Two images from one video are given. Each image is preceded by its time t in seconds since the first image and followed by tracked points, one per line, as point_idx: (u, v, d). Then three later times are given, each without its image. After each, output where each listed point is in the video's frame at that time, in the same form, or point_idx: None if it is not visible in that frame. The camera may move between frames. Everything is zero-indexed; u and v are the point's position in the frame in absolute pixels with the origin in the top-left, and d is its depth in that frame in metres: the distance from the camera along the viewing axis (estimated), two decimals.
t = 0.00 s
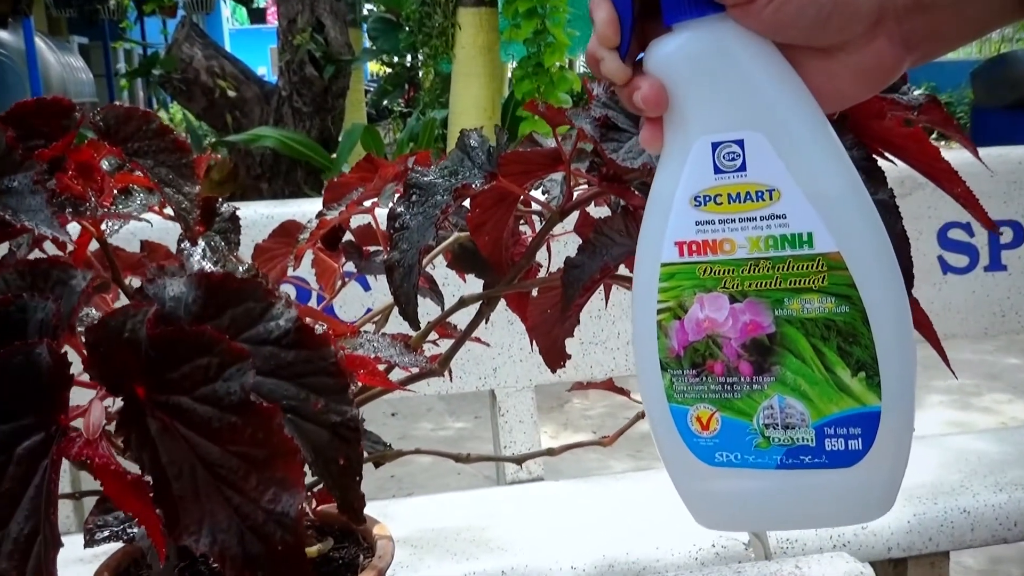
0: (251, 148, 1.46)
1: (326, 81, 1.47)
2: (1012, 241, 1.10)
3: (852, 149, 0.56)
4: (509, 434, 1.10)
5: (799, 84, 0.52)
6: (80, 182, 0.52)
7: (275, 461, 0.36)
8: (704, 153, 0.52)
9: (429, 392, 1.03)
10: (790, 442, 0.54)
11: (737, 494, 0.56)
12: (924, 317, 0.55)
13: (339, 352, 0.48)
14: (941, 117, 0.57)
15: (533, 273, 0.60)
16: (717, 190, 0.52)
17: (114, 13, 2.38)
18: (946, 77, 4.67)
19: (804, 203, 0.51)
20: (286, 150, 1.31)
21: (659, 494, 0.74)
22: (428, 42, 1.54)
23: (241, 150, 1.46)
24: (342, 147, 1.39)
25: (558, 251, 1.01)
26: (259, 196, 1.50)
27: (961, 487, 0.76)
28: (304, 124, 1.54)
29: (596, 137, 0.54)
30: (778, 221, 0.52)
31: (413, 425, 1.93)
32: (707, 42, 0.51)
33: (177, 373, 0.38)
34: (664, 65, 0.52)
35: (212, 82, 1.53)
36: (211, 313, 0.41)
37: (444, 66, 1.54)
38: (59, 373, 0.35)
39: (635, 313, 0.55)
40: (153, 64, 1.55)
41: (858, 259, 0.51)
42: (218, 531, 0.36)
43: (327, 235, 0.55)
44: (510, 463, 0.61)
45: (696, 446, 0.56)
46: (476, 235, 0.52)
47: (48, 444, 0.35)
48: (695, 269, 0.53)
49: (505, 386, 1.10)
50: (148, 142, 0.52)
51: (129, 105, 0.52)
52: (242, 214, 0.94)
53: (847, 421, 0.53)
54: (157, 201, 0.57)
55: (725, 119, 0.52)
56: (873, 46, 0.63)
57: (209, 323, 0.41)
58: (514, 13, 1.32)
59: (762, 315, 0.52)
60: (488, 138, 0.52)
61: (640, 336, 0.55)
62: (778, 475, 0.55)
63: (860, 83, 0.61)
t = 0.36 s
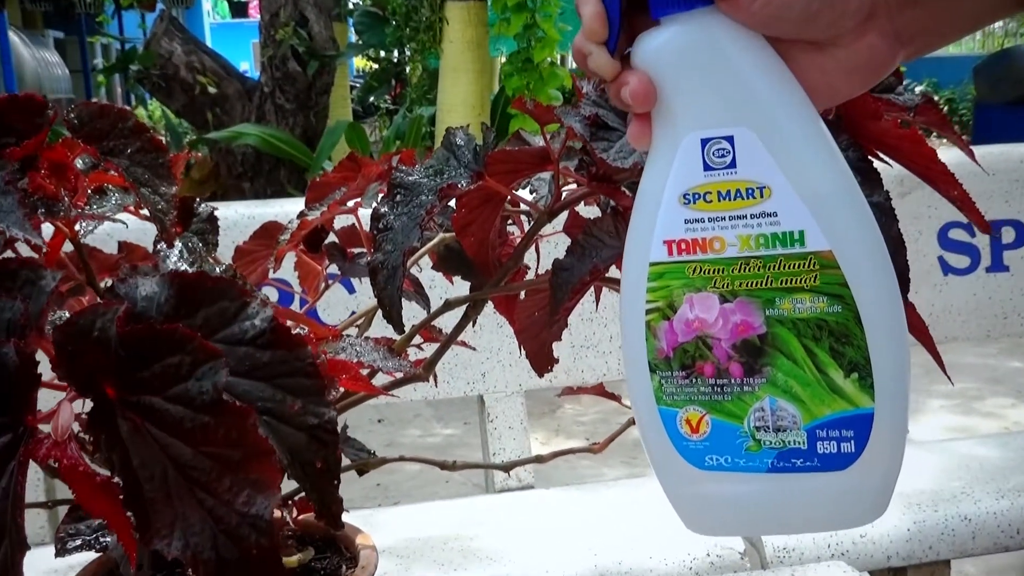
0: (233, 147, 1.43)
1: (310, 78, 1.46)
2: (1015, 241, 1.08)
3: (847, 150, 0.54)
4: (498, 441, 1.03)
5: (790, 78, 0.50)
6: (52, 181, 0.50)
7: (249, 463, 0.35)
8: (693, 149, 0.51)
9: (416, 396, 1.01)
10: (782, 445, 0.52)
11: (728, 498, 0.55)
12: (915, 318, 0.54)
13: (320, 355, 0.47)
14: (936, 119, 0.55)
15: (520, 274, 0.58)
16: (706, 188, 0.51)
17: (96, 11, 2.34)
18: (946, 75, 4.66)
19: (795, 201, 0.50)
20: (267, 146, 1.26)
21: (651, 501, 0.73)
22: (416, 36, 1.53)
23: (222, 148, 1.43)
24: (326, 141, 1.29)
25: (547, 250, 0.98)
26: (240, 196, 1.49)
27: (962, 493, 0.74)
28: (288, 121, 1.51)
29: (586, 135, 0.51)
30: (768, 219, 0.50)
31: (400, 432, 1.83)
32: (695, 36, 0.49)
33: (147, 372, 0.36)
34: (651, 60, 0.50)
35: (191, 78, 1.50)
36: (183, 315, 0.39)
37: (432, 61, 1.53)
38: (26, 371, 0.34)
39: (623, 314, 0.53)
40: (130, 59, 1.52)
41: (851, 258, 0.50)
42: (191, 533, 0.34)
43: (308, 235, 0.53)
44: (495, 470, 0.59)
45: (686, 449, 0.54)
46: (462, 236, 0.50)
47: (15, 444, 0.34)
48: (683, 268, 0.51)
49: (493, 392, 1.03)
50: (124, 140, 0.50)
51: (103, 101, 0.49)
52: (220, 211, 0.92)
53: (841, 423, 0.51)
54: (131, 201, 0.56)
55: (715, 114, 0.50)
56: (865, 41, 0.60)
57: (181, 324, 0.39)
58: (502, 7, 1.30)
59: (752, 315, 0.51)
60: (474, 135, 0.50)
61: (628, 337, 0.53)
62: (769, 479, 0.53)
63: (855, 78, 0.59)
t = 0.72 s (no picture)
0: (211, 144, 1.40)
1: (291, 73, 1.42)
2: (1014, 241, 1.06)
3: (834, 144, 0.52)
4: (483, 447, 1.01)
5: (775, 70, 0.49)
6: (20, 179, 0.48)
7: (228, 470, 0.33)
8: (673, 143, 0.49)
9: (399, 403, 0.99)
10: (765, 446, 0.50)
11: (709, 501, 0.52)
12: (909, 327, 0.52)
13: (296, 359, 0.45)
14: (926, 111, 0.54)
15: (504, 274, 0.57)
16: (687, 182, 0.49)
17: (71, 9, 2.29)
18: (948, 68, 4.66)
19: (778, 197, 0.48)
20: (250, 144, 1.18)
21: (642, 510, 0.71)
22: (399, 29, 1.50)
23: (200, 145, 1.41)
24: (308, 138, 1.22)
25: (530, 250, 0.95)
26: (219, 194, 1.45)
27: (959, 500, 0.73)
28: (268, 117, 1.48)
29: (567, 131, 0.51)
30: (751, 215, 0.49)
31: (382, 440, 1.75)
32: (676, 27, 0.48)
33: (124, 377, 0.34)
34: (631, 51, 0.49)
35: (168, 73, 1.46)
36: (159, 320, 0.37)
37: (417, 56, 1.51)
38: None
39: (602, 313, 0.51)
40: (104, 53, 1.49)
41: (836, 256, 0.48)
42: (167, 543, 0.32)
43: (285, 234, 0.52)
44: (476, 476, 0.57)
45: (667, 451, 0.52)
46: (442, 234, 0.48)
47: None
48: (665, 265, 0.50)
49: (479, 397, 1.01)
50: (93, 138, 0.48)
51: (73, 98, 0.47)
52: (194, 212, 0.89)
53: (825, 424, 0.50)
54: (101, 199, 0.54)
55: (696, 107, 0.49)
56: (850, 32, 0.58)
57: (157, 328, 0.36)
58: None
59: (735, 314, 0.49)
60: (454, 132, 0.49)
61: (608, 335, 0.51)
62: (751, 481, 0.51)
63: (843, 69, 0.57)
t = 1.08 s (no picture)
0: (185, 142, 1.38)
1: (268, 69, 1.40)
2: (1009, 239, 1.05)
3: (820, 145, 0.51)
4: (467, 453, 0.99)
5: (766, 74, 0.47)
6: None
7: (170, 474, 0.31)
8: (663, 150, 0.48)
9: (380, 407, 0.98)
10: (759, 457, 0.49)
11: (705, 518, 0.51)
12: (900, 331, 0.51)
13: (264, 365, 0.45)
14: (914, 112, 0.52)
15: (483, 275, 0.55)
16: (677, 190, 0.48)
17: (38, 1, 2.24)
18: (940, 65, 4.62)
19: (771, 204, 0.47)
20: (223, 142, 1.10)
21: (626, 518, 0.70)
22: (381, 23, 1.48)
23: (175, 143, 1.39)
24: (288, 137, 1.19)
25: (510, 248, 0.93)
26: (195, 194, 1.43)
27: (953, 505, 0.72)
28: (244, 115, 1.44)
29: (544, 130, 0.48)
30: (743, 223, 0.47)
31: (363, 445, 1.58)
32: (664, 31, 0.46)
33: (63, 378, 0.32)
34: (617, 56, 0.47)
35: (141, 69, 1.45)
36: (104, 321, 0.35)
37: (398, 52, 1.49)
38: None
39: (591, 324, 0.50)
40: (76, 49, 1.46)
41: (829, 264, 0.47)
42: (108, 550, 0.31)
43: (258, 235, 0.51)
44: (458, 484, 0.56)
45: (660, 465, 0.51)
46: (419, 235, 0.47)
47: None
48: (655, 274, 0.48)
49: (461, 401, 0.99)
50: (57, 136, 0.45)
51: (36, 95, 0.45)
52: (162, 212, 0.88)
53: (820, 435, 0.48)
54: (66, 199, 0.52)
55: (685, 114, 0.47)
56: (840, 34, 0.56)
57: (102, 329, 0.35)
58: None
59: (727, 322, 0.48)
60: (432, 129, 0.47)
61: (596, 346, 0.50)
62: (747, 495, 0.50)
63: (835, 70, 0.55)
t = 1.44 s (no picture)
0: (162, 137, 1.35)
1: (248, 62, 1.38)
2: (1007, 237, 1.03)
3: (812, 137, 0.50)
4: (452, 457, 0.96)
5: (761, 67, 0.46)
6: None
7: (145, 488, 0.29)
8: (656, 144, 0.46)
9: (362, 411, 0.96)
10: (755, 458, 0.47)
11: (699, 519, 0.49)
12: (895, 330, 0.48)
13: (241, 365, 0.43)
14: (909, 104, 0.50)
15: (467, 272, 0.54)
16: (671, 185, 0.46)
17: None
18: (939, 63, 4.71)
19: (766, 200, 0.46)
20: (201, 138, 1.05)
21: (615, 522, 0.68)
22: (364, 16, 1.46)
23: (151, 139, 1.35)
24: (267, 131, 1.16)
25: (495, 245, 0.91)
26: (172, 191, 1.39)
27: (951, 508, 0.70)
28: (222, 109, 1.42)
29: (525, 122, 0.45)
30: (737, 219, 0.46)
31: (346, 449, 1.55)
32: (659, 23, 0.45)
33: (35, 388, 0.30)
34: (610, 49, 0.46)
35: (116, 62, 1.40)
36: (76, 329, 0.32)
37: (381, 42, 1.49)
38: None
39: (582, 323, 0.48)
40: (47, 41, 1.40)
41: (826, 260, 0.45)
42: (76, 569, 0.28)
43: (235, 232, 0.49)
44: (442, 488, 0.54)
45: (653, 465, 0.49)
46: (400, 233, 0.46)
47: None
48: (648, 271, 0.47)
49: (446, 404, 0.97)
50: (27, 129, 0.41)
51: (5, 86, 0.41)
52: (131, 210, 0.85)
53: (817, 434, 0.47)
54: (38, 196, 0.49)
55: (679, 108, 0.46)
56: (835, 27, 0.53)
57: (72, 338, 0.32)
58: None
59: (723, 321, 0.46)
60: (412, 123, 0.46)
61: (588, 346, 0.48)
62: (742, 495, 0.48)
63: (830, 65, 0.53)
